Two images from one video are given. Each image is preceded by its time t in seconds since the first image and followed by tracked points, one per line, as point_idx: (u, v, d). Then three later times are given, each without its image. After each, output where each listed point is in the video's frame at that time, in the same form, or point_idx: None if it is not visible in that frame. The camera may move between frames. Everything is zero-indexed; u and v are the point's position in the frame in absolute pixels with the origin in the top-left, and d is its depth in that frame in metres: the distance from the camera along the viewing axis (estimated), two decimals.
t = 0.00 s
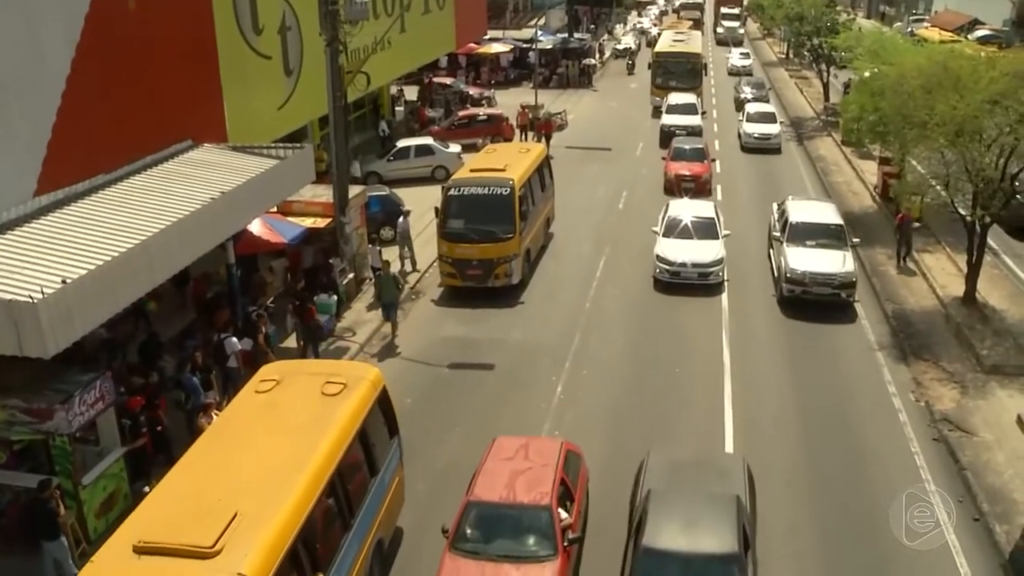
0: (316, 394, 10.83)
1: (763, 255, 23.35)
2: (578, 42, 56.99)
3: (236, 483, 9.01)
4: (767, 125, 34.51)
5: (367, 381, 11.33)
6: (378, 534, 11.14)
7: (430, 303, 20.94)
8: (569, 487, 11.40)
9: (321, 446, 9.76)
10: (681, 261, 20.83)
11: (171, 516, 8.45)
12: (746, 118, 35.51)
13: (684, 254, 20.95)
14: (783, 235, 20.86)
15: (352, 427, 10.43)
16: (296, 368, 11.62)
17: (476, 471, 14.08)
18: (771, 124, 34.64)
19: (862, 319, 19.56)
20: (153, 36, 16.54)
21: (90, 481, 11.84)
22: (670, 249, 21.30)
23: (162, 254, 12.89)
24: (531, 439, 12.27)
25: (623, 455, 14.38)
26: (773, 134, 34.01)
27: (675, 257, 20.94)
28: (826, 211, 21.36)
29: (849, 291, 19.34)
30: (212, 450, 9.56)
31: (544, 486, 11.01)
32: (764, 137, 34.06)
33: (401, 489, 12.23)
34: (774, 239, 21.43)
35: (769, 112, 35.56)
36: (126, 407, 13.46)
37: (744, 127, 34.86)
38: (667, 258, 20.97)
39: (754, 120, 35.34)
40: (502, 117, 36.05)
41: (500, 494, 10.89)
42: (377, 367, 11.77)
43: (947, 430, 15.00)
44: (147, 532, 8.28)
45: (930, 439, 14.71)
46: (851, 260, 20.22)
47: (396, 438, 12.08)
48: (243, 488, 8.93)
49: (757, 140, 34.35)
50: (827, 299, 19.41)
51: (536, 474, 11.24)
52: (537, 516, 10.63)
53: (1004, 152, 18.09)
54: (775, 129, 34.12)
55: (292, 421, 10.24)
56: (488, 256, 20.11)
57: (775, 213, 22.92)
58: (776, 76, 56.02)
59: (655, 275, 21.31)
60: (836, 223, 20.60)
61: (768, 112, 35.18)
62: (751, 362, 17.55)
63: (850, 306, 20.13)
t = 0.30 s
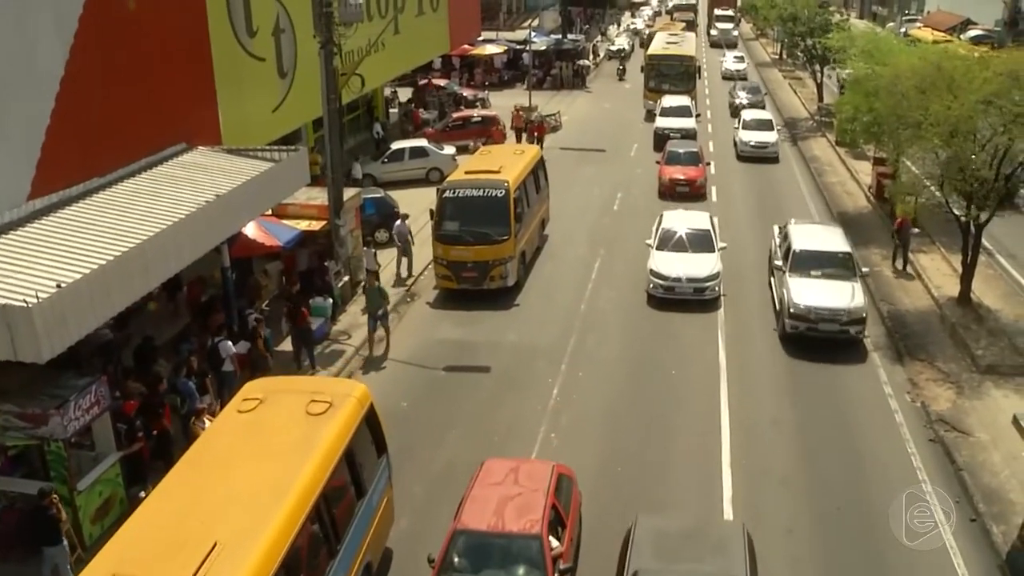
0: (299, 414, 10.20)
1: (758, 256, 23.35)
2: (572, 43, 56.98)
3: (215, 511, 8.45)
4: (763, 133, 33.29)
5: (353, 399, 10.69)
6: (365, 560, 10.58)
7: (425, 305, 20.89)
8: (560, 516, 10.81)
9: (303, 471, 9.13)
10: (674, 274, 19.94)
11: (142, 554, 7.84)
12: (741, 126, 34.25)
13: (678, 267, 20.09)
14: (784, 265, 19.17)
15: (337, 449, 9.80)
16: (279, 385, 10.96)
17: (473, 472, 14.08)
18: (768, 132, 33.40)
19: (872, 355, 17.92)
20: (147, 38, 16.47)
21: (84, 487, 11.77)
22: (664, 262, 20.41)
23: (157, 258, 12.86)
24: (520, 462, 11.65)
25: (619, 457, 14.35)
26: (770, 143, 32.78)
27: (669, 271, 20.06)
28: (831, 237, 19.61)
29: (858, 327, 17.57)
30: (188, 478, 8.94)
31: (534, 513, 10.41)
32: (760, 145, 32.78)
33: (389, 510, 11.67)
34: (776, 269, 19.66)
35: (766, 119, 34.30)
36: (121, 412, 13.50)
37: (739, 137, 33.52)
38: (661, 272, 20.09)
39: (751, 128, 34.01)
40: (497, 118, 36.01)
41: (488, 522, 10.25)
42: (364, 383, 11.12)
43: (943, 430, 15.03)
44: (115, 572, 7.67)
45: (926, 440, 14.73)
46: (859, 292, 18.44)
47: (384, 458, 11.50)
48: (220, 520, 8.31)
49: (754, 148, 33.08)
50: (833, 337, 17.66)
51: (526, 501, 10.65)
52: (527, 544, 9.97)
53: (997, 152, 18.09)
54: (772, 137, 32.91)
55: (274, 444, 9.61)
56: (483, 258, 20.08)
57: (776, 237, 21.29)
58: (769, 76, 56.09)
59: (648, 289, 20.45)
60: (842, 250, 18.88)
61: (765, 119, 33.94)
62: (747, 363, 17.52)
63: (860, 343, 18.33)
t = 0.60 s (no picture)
0: (276, 447, 9.77)
1: (746, 271, 23.42)
2: (561, 58, 57.22)
3: (187, 551, 8.02)
4: (754, 157, 32.06)
5: (332, 431, 10.27)
6: None
7: (415, 320, 20.87)
8: (547, 549, 10.36)
9: (280, 510, 8.70)
10: (662, 306, 18.98)
11: None
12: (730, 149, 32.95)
13: (665, 299, 19.14)
14: (781, 314, 17.28)
15: (315, 484, 9.39)
16: (255, 416, 10.52)
17: (462, 488, 14.02)
18: (760, 156, 32.21)
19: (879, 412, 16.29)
20: (136, 52, 16.43)
21: (70, 503, 11.64)
22: (652, 293, 19.45)
23: (146, 272, 12.80)
24: (505, 492, 11.12)
25: (608, 473, 14.30)
26: (761, 167, 31.55)
27: (655, 302, 19.11)
28: (832, 283, 17.72)
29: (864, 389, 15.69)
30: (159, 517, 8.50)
31: (519, 548, 9.91)
32: (751, 169, 31.53)
33: (370, 544, 11.28)
34: (772, 318, 17.77)
35: (757, 142, 33.13)
36: (107, 427, 13.30)
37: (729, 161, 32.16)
38: (647, 303, 19.15)
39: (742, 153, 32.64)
40: (486, 134, 36.05)
41: (472, 555, 9.80)
42: (343, 414, 10.71)
43: (931, 445, 15.06)
44: None
45: (915, 455, 14.75)
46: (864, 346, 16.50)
47: (364, 491, 11.08)
48: (192, 562, 7.87)
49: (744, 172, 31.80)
50: (837, 398, 15.82)
51: (510, 533, 10.15)
52: None
53: (983, 170, 18.20)
54: (763, 161, 31.73)
55: (249, 480, 9.17)
56: (472, 273, 20.06)
57: (772, 281, 19.44)
58: (757, 93, 56.42)
59: (634, 321, 19.51)
60: (845, 299, 17.00)
61: (756, 142, 32.74)
62: (735, 380, 17.50)
63: (867, 407, 16.36)
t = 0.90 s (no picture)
0: (250, 491, 9.13)
1: (734, 293, 23.47)
2: (548, 82, 57.55)
3: None
4: (745, 188, 30.81)
5: (310, 473, 9.63)
6: None
7: (403, 344, 20.80)
8: None
9: (252, 561, 8.04)
10: (650, 348, 17.95)
11: None
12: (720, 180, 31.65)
13: (653, 341, 18.12)
14: (779, 380, 15.35)
15: (292, 532, 8.74)
16: (228, 457, 9.87)
17: (452, 511, 13.94)
18: (750, 187, 30.99)
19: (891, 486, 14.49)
20: (124, 77, 16.42)
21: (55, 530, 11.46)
22: (640, 334, 18.43)
23: (133, 295, 12.75)
24: (492, 526, 10.95)
25: (597, 496, 14.22)
26: (752, 198, 30.31)
27: (642, 344, 18.08)
28: (837, 343, 15.76)
29: (875, 469, 13.75)
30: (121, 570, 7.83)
31: None
32: (742, 201, 30.28)
33: None
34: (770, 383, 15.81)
35: (747, 172, 31.91)
36: (94, 453, 13.14)
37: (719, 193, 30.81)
38: (635, 345, 18.10)
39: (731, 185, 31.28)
40: (474, 157, 36.15)
41: None
42: (321, 454, 10.09)
43: (921, 466, 15.05)
44: None
45: (905, 477, 14.73)
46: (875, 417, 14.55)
47: (345, 535, 10.42)
48: None
49: (735, 205, 30.54)
50: (845, 480, 13.86)
51: (496, 568, 9.95)
52: None
53: (969, 192, 18.32)
54: (754, 193, 30.39)
55: (220, 528, 8.51)
56: (461, 297, 20.03)
57: (768, 338, 17.47)
58: (743, 115, 56.81)
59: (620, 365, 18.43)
60: (851, 363, 15.09)
61: (746, 172, 31.51)
62: (724, 403, 17.47)
63: (880, 486, 14.42)
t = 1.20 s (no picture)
0: (224, 530, 8.86)
1: (722, 312, 23.50)
2: (538, 101, 57.81)
3: None
4: (738, 218, 29.35)
5: (285, 512, 9.37)
6: None
7: (391, 362, 20.74)
8: None
9: None
10: (637, 393, 16.76)
11: None
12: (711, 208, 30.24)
13: (641, 384, 16.94)
14: (784, 456, 13.54)
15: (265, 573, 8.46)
16: (203, 493, 9.62)
17: (440, 530, 13.86)
18: (744, 217, 29.51)
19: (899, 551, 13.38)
20: (114, 93, 16.39)
21: (39, 549, 11.38)
22: (627, 377, 17.24)
23: (121, 312, 12.69)
24: (479, 550, 10.85)
25: (585, 515, 14.19)
26: (745, 229, 28.84)
27: (629, 388, 16.89)
28: (846, 411, 13.97)
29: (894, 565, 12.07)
30: None
31: None
32: (734, 232, 28.81)
33: None
34: (771, 458, 14.01)
35: (741, 201, 30.42)
36: (79, 470, 12.93)
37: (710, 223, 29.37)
38: (621, 390, 16.91)
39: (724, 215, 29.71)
40: (464, 176, 36.20)
41: None
42: (299, 490, 9.86)
43: (910, 485, 15.03)
44: None
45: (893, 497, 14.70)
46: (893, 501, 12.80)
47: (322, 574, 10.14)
48: None
49: (727, 235, 29.05)
50: None
51: None
52: None
53: (956, 212, 18.44)
54: (747, 223, 28.95)
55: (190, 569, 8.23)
56: (449, 315, 20.01)
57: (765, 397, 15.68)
58: (733, 135, 57.05)
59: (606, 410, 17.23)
60: (864, 437, 13.30)
61: (740, 200, 30.02)
62: (712, 421, 17.49)
63: None
